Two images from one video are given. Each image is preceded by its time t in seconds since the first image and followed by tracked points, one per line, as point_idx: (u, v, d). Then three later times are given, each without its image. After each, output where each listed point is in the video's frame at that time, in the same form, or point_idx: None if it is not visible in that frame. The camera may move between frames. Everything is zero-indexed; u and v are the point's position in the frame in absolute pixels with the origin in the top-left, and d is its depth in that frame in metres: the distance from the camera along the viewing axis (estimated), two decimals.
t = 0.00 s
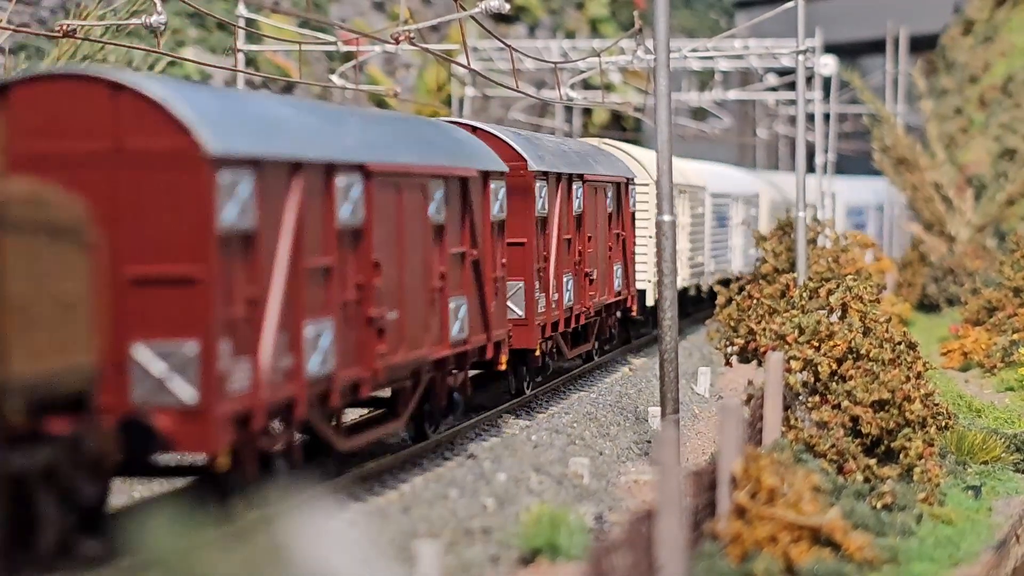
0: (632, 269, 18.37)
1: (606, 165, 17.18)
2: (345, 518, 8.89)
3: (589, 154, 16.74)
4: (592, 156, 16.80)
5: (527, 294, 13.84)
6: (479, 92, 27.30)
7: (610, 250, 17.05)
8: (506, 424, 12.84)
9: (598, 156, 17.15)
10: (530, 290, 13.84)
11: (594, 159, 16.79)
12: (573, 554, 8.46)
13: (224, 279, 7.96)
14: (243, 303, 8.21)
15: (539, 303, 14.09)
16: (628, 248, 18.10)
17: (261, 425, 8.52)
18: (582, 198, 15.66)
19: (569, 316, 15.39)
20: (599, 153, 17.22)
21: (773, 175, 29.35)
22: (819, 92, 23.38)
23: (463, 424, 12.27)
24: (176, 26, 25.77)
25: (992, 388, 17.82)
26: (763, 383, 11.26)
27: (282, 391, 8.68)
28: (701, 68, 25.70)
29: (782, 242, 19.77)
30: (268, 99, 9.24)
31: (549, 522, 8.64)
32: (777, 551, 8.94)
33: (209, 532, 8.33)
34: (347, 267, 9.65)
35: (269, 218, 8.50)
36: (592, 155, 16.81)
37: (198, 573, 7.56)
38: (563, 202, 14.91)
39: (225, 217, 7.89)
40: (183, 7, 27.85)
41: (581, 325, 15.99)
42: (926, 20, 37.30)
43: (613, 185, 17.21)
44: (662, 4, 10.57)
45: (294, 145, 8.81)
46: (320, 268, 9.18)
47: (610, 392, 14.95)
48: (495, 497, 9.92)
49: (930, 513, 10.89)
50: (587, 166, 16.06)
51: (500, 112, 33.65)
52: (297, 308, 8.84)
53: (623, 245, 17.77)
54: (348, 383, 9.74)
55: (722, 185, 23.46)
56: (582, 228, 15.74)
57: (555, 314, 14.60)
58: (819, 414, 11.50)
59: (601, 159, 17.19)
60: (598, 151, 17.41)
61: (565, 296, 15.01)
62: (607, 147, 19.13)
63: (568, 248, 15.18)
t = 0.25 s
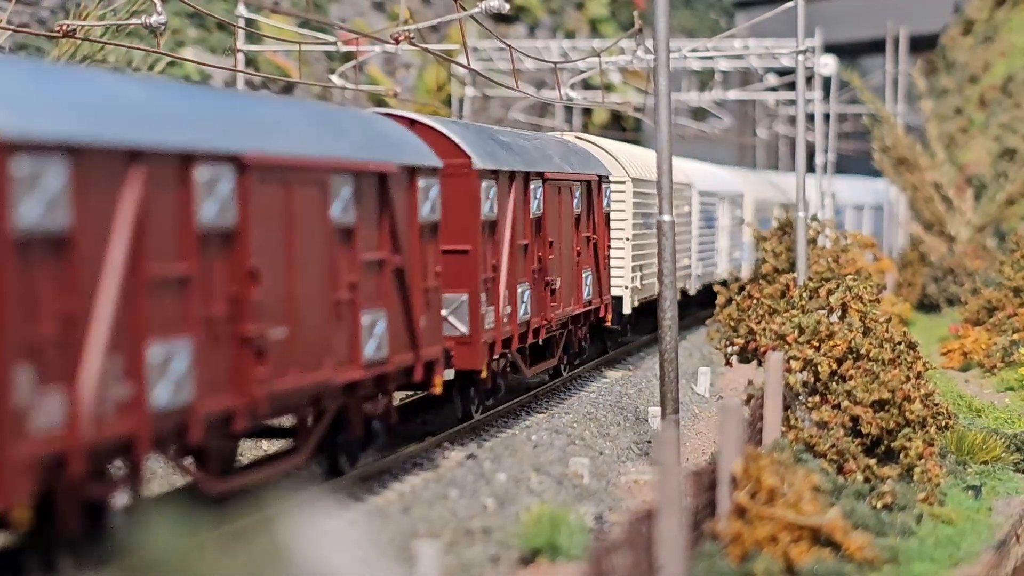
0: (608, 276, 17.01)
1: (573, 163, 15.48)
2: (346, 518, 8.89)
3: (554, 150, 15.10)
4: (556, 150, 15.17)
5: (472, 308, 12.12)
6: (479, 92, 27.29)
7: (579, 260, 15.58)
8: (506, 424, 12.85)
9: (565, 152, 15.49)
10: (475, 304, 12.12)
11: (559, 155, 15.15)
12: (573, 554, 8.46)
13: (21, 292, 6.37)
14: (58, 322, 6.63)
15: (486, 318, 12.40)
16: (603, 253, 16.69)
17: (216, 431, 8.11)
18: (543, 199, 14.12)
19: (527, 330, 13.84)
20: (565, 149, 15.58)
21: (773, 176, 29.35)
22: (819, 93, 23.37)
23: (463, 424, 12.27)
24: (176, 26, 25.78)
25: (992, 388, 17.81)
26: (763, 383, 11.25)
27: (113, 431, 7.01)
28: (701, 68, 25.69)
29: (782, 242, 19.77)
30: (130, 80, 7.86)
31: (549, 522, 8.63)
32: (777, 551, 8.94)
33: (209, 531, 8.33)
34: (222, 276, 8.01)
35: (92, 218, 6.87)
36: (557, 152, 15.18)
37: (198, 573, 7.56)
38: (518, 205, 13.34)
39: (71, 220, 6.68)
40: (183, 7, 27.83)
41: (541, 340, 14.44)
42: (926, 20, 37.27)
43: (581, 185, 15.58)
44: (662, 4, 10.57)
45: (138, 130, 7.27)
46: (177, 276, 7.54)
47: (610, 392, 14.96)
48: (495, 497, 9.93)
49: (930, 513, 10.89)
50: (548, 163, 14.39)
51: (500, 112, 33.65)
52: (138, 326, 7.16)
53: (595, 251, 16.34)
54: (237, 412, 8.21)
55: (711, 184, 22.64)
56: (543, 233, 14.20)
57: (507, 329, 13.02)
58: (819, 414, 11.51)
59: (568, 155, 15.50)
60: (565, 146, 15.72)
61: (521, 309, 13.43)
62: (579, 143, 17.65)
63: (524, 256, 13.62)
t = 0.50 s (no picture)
0: (577, 282, 15.71)
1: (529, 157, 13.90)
2: (345, 518, 8.89)
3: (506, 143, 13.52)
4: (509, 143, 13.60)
5: (406, 323, 10.56)
6: (478, 92, 27.31)
7: (539, 267, 14.14)
8: (505, 424, 12.84)
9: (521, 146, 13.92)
10: (410, 319, 10.55)
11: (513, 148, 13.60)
12: (572, 553, 8.46)
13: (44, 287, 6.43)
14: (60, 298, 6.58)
15: (424, 334, 10.88)
16: (571, 259, 15.43)
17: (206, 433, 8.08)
18: (495, 198, 12.57)
19: (476, 346, 12.30)
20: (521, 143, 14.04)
21: (773, 177, 29.35)
22: (819, 92, 23.31)
23: (462, 424, 12.27)
24: (175, 26, 25.81)
25: (991, 387, 17.81)
26: (763, 382, 11.26)
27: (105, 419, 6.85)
28: (700, 69, 25.68)
29: (782, 242, 19.77)
30: (134, 80, 7.87)
31: (548, 521, 8.64)
32: (776, 551, 8.94)
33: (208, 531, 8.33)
34: (223, 276, 7.96)
35: (98, 208, 6.82)
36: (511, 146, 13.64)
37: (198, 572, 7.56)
38: (463, 204, 11.83)
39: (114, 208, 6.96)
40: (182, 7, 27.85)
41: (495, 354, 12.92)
42: (925, 20, 37.28)
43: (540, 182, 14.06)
44: (661, 4, 10.57)
45: (143, 126, 7.29)
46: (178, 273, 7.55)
47: (609, 392, 14.96)
48: (495, 497, 9.93)
49: (929, 512, 10.90)
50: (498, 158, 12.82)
51: (500, 112, 33.67)
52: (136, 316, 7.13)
53: (560, 256, 14.98)
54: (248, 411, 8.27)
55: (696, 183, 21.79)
56: (496, 235, 12.67)
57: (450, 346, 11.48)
58: (818, 414, 11.50)
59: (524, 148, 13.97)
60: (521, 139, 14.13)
61: (468, 322, 11.86)
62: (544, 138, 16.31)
63: (472, 263, 12.12)
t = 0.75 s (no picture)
0: (536, 294, 14.12)
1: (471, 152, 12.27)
2: (344, 518, 8.88)
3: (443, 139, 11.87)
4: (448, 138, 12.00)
5: (306, 341, 8.77)
6: (478, 92, 27.30)
7: (485, 274, 12.44)
8: (505, 424, 12.84)
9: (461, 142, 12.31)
10: (311, 338, 8.77)
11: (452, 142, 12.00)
12: (572, 553, 8.47)
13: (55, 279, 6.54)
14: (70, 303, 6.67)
15: (329, 354, 9.13)
16: (529, 267, 13.83)
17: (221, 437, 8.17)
18: (427, 196, 10.97)
19: (401, 366, 10.61)
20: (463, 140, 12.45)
21: (772, 177, 29.32)
22: (818, 92, 23.16)
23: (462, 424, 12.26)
24: (175, 26, 25.82)
25: (990, 387, 17.80)
26: (763, 382, 11.26)
27: (118, 425, 6.99)
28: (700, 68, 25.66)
29: (781, 241, 19.76)
30: (133, 80, 7.97)
31: (548, 521, 8.64)
32: (776, 551, 8.93)
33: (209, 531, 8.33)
34: (216, 275, 8.00)
35: (160, 206, 7.39)
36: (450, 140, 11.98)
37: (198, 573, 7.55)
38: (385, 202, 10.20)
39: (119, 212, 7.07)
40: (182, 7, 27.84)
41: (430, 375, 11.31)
42: (925, 20, 37.29)
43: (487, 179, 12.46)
44: (661, 4, 10.56)
45: (141, 124, 7.37)
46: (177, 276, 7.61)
47: (609, 392, 14.97)
48: (494, 497, 9.93)
49: (929, 512, 10.90)
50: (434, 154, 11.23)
51: (499, 112, 33.67)
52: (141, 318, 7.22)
53: (514, 264, 13.29)
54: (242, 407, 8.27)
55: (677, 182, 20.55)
56: (428, 240, 11.00)
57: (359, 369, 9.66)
58: (818, 414, 11.50)
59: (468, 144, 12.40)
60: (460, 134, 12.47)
61: (389, 340, 10.15)
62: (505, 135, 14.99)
63: (397, 271, 10.43)
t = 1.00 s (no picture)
0: (490, 306, 12.92)
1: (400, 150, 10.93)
2: (344, 518, 8.88)
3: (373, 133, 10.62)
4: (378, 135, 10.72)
5: (181, 365, 7.62)
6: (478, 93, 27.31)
7: (424, 283, 11.28)
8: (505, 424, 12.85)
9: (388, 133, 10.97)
10: (186, 361, 7.62)
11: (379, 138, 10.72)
12: (572, 553, 8.47)
13: None
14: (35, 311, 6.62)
15: (212, 380, 7.96)
16: (482, 275, 12.68)
17: (215, 438, 8.11)
18: (347, 197, 9.83)
19: (312, 390, 9.44)
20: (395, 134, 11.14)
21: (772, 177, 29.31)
22: (818, 93, 23.22)
23: (462, 424, 12.27)
24: (174, 26, 25.81)
25: (991, 387, 17.81)
26: (763, 383, 11.26)
27: None
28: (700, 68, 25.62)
29: (781, 241, 19.76)
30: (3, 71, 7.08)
31: (548, 521, 8.63)
32: (776, 551, 8.93)
33: (209, 531, 8.34)
34: (51, 283, 6.95)
35: None
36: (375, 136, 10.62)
37: (199, 573, 7.56)
38: (288, 203, 8.99)
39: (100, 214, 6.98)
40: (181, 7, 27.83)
41: (352, 399, 10.12)
42: (925, 20, 37.29)
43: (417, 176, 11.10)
44: (661, 5, 10.57)
45: None
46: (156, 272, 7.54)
47: (609, 392, 14.96)
48: (494, 497, 9.93)
49: (929, 512, 10.90)
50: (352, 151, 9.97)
51: (500, 112, 33.67)
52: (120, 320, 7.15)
53: (461, 273, 12.13)
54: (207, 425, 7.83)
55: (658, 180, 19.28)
56: (349, 246, 9.85)
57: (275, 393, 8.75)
58: (818, 414, 11.50)
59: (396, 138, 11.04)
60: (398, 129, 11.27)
61: (294, 360, 9.01)
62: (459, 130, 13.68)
63: (307, 282, 9.31)
